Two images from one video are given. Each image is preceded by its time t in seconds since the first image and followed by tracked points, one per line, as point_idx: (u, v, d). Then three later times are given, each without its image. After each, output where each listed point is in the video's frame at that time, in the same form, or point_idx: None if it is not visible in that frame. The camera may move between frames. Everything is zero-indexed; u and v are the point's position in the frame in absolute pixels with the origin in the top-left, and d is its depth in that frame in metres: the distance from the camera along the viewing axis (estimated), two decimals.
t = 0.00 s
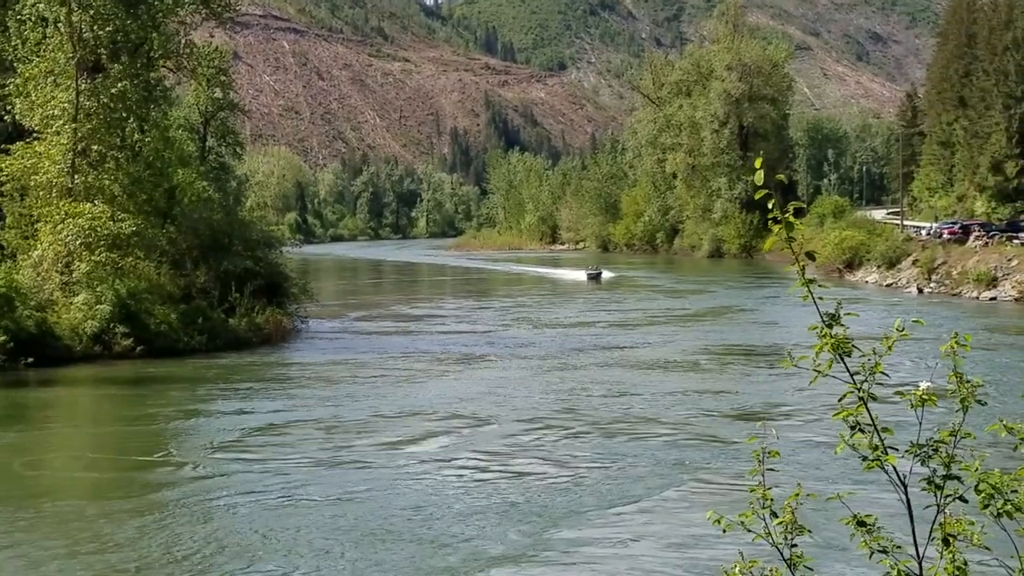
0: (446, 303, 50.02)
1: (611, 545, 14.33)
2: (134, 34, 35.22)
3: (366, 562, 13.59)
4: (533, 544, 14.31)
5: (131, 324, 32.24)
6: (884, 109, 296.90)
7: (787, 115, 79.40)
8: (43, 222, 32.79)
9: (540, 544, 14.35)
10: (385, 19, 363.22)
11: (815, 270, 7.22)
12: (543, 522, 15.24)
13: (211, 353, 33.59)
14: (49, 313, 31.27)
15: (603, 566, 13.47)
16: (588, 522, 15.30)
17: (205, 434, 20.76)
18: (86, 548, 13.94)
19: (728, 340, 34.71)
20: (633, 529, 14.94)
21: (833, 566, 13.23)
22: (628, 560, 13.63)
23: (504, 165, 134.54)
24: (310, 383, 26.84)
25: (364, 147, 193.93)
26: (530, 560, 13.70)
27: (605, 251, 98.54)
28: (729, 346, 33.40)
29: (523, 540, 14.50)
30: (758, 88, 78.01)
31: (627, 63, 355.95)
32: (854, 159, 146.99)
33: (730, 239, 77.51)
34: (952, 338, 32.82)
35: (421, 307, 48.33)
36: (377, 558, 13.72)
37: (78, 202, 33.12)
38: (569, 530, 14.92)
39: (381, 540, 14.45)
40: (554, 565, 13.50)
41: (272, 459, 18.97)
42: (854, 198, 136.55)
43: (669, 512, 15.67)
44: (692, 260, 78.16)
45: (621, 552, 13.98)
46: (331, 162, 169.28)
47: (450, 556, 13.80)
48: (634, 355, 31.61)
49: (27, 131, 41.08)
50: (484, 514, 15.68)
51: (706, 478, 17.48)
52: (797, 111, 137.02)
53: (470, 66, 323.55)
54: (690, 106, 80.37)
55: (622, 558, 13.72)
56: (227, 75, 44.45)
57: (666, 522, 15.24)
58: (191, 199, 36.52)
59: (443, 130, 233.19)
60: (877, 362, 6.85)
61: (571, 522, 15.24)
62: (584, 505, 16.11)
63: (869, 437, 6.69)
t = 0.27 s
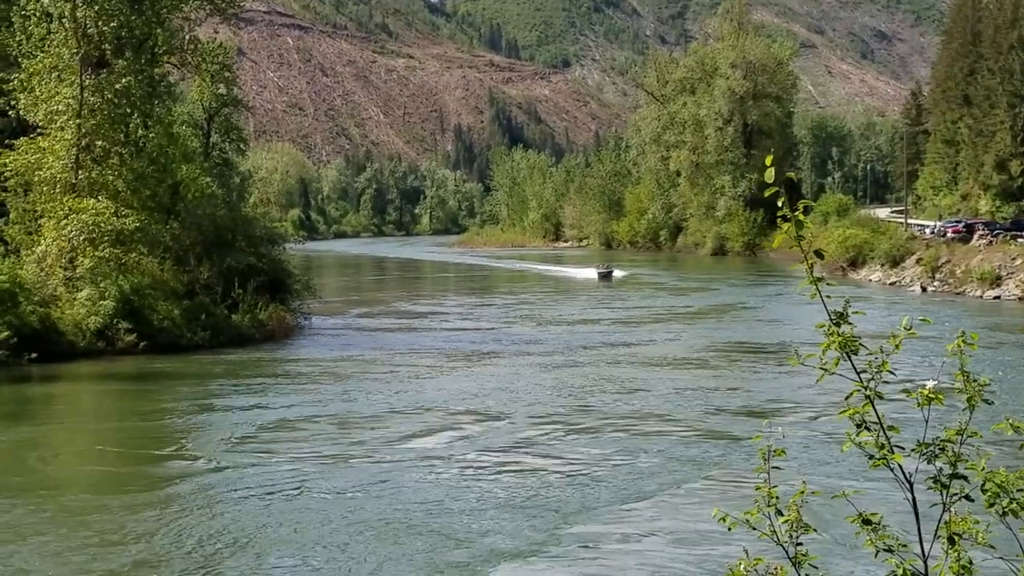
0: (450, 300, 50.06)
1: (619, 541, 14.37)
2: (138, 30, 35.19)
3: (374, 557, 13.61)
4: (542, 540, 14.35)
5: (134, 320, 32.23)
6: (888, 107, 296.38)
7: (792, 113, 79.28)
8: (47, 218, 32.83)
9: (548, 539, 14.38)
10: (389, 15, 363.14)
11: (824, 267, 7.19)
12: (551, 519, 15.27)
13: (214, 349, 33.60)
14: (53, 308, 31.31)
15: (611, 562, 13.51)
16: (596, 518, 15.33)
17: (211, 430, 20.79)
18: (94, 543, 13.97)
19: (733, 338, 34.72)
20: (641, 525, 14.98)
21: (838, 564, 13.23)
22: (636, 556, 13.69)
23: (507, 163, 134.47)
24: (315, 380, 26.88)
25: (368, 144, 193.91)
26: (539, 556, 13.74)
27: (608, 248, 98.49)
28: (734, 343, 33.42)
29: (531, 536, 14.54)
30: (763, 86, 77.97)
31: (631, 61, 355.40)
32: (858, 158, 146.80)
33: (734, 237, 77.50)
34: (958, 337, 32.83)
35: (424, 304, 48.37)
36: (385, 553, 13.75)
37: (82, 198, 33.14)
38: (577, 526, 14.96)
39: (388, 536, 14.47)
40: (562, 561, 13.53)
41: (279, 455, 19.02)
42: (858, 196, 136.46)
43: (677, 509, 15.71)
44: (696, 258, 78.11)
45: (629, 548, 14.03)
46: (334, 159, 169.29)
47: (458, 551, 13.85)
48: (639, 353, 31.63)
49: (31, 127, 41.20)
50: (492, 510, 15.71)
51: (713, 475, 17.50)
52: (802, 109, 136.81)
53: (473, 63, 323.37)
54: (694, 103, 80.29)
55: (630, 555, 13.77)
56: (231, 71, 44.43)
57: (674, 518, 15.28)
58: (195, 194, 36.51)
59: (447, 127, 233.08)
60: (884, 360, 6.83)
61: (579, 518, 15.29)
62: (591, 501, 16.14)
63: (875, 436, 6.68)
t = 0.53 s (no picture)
0: (456, 293, 50.07)
1: (631, 535, 14.47)
2: (145, 23, 35.18)
3: (386, 551, 13.70)
4: (554, 534, 14.50)
5: (140, 313, 32.27)
6: (895, 101, 295.50)
7: (798, 107, 79.11)
8: (54, 211, 32.88)
9: (562, 534, 14.53)
10: (394, 8, 362.88)
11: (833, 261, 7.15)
12: (564, 513, 15.41)
13: (220, 343, 33.63)
14: (59, 302, 31.36)
15: (623, 556, 13.64)
16: (608, 512, 15.43)
17: (219, 423, 20.84)
18: (104, 538, 14.05)
19: (740, 332, 34.67)
20: (652, 519, 15.10)
21: (846, 558, 13.27)
22: (648, 548, 13.88)
23: (513, 156, 134.36)
24: (322, 373, 26.93)
25: (373, 137, 193.86)
26: (553, 550, 13.88)
27: (614, 242, 98.33)
28: (741, 337, 33.41)
29: (543, 529, 14.67)
30: (769, 80, 77.88)
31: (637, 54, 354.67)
32: (865, 151, 146.47)
33: (740, 231, 77.36)
34: (966, 331, 32.82)
35: (430, 297, 48.37)
36: (395, 548, 13.83)
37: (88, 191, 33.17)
38: (590, 520, 15.09)
39: (400, 530, 14.55)
40: (574, 556, 13.64)
41: (289, 448, 19.09)
42: (864, 190, 136.14)
43: (687, 501, 15.83)
44: (702, 252, 78.02)
45: (642, 541, 14.17)
46: (340, 153, 169.23)
47: (472, 545, 13.99)
48: (645, 346, 31.65)
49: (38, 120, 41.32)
50: (505, 504, 15.82)
51: (721, 469, 17.59)
52: (809, 102, 136.40)
53: (479, 57, 323.03)
54: (700, 97, 80.14)
55: (642, 548, 13.91)
56: (237, 65, 44.41)
57: (684, 511, 15.41)
58: (201, 188, 36.53)
59: (452, 120, 232.87)
60: (893, 354, 6.78)
61: (590, 512, 15.42)
62: (601, 495, 16.24)
63: (883, 431, 6.63)
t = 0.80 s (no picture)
0: (466, 289, 50.09)
1: (647, 527, 14.51)
2: (155, 19, 35.22)
3: (401, 545, 13.74)
4: (572, 526, 14.55)
5: (150, 308, 32.35)
6: (907, 96, 294.59)
7: (809, 102, 78.89)
8: (65, 206, 32.98)
9: (579, 526, 14.58)
10: (404, 4, 363.01)
11: (843, 258, 7.12)
12: (581, 506, 15.45)
13: (230, 338, 33.70)
14: (69, 297, 31.45)
15: (640, 549, 13.67)
16: (622, 505, 15.47)
17: (231, 417, 20.89)
18: (117, 532, 14.10)
19: (750, 327, 34.62)
20: (667, 513, 15.13)
21: (859, 553, 13.27)
22: (662, 541, 13.92)
23: (523, 152, 134.29)
24: (334, 368, 26.98)
25: (383, 133, 193.92)
26: (570, 542, 13.93)
27: (624, 238, 98.18)
28: (752, 332, 33.36)
29: (559, 522, 14.72)
30: (780, 75, 77.68)
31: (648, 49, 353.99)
32: (876, 147, 145.94)
33: (750, 226, 77.18)
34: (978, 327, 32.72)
35: (439, 293, 48.39)
36: (409, 541, 13.86)
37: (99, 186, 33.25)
38: (605, 513, 15.13)
39: (413, 523, 14.59)
40: (589, 549, 13.68)
41: (301, 442, 19.13)
42: (875, 186, 135.68)
43: (700, 496, 15.86)
44: (712, 248, 77.84)
45: (657, 534, 14.22)
46: (350, 148, 169.27)
47: (490, 537, 14.04)
48: (656, 341, 31.64)
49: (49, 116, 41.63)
50: (520, 497, 15.86)
51: (735, 463, 17.59)
52: (820, 97, 135.93)
53: (490, 52, 322.91)
54: (710, 92, 79.99)
55: (659, 541, 13.96)
56: (247, 61, 44.47)
57: (699, 505, 15.44)
58: (211, 183, 36.61)
59: (463, 116, 232.84)
60: (904, 350, 6.74)
61: (605, 505, 15.46)
62: (614, 489, 16.26)
63: (894, 427, 6.61)
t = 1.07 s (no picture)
0: (478, 286, 50.07)
1: (666, 523, 14.52)
2: (169, 15, 35.28)
3: (418, 540, 13.77)
4: (594, 521, 14.60)
5: (164, 305, 32.43)
6: (921, 93, 293.36)
7: (824, 98, 78.64)
8: (79, 203, 33.08)
9: (599, 521, 14.61)
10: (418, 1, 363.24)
11: (856, 255, 7.07)
12: (602, 501, 15.49)
13: (243, 335, 33.78)
14: (84, 293, 31.54)
15: (660, 544, 13.69)
16: (641, 501, 15.48)
17: (245, 413, 20.94)
18: (133, 526, 14.14)
19: (764, 324, 34.53)
20: (685, 508, 15.13)
21: (875, 550, 13.24)
22: (681, 537, 13.91)
23: (536, 149, 134.22)
24: (349, 364, 27.02)
25: (396, 130, 194.07)
26: (590, 537, 13.96)
27: (637, 235, 97.95)
28: (766, 329, 33.29)
29: (578, 517, 14.75)
30: (794, 71, 77.52)
31: (662, 46, 353.22)
32: (890, 144, 145.34)
33: (764, 223, 76.89)
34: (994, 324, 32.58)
35: (452, 289, 48.40)
36: (426, 537, 13.88)
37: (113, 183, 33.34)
38: (624, 508, 15.14)
39: (432, 519, 14.62)
40: (606, 544, 13.70)
41: (318, 438, 19.16)
42: (889, 183, 135.23)
43: (717, 492, 15.84)
44: (725, 245, 77.59)
45: (676, 529, 14.24)
46: (363, 145, 169.39)
47: (512, 532, 14.09)
48: (671, 338, 31.59)
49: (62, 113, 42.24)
50: (538, 492, 15.88)
51: (752, 459, 17.56)
52: (834, 93, 135.39)
53: (503, 49, 322.85)
54: (724, 89, 79.84)
55: (679, 536, 13.97)
56: (261, 57, 44.54)
57: (714, 501, 15.43)
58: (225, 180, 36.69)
59: (476, 112, 232.88)
60: (917, 346, 6.69)
61: (623, 501, 15.46)
62: (632, 485, 16.25)
63: (908, 423, 6.56)
